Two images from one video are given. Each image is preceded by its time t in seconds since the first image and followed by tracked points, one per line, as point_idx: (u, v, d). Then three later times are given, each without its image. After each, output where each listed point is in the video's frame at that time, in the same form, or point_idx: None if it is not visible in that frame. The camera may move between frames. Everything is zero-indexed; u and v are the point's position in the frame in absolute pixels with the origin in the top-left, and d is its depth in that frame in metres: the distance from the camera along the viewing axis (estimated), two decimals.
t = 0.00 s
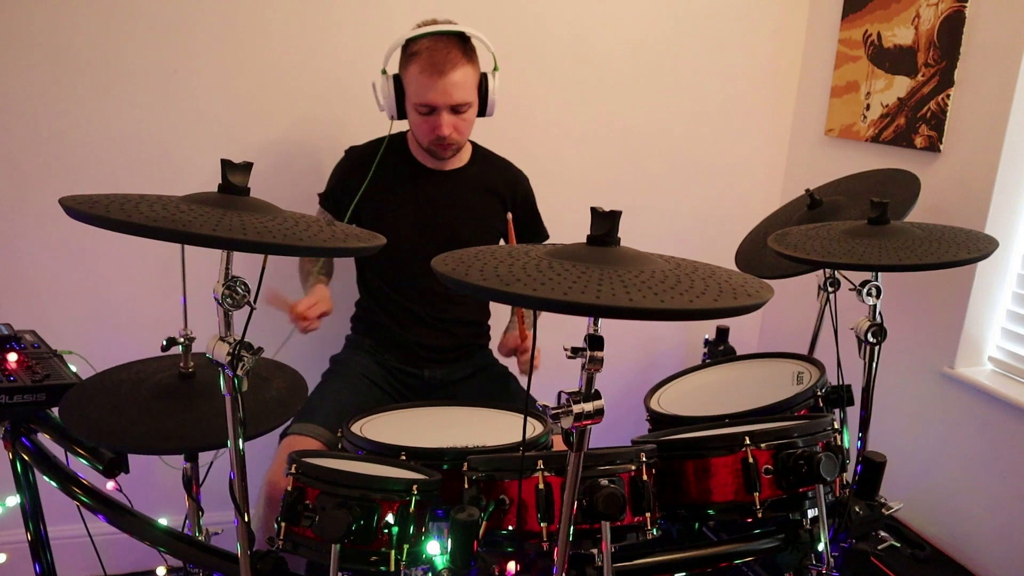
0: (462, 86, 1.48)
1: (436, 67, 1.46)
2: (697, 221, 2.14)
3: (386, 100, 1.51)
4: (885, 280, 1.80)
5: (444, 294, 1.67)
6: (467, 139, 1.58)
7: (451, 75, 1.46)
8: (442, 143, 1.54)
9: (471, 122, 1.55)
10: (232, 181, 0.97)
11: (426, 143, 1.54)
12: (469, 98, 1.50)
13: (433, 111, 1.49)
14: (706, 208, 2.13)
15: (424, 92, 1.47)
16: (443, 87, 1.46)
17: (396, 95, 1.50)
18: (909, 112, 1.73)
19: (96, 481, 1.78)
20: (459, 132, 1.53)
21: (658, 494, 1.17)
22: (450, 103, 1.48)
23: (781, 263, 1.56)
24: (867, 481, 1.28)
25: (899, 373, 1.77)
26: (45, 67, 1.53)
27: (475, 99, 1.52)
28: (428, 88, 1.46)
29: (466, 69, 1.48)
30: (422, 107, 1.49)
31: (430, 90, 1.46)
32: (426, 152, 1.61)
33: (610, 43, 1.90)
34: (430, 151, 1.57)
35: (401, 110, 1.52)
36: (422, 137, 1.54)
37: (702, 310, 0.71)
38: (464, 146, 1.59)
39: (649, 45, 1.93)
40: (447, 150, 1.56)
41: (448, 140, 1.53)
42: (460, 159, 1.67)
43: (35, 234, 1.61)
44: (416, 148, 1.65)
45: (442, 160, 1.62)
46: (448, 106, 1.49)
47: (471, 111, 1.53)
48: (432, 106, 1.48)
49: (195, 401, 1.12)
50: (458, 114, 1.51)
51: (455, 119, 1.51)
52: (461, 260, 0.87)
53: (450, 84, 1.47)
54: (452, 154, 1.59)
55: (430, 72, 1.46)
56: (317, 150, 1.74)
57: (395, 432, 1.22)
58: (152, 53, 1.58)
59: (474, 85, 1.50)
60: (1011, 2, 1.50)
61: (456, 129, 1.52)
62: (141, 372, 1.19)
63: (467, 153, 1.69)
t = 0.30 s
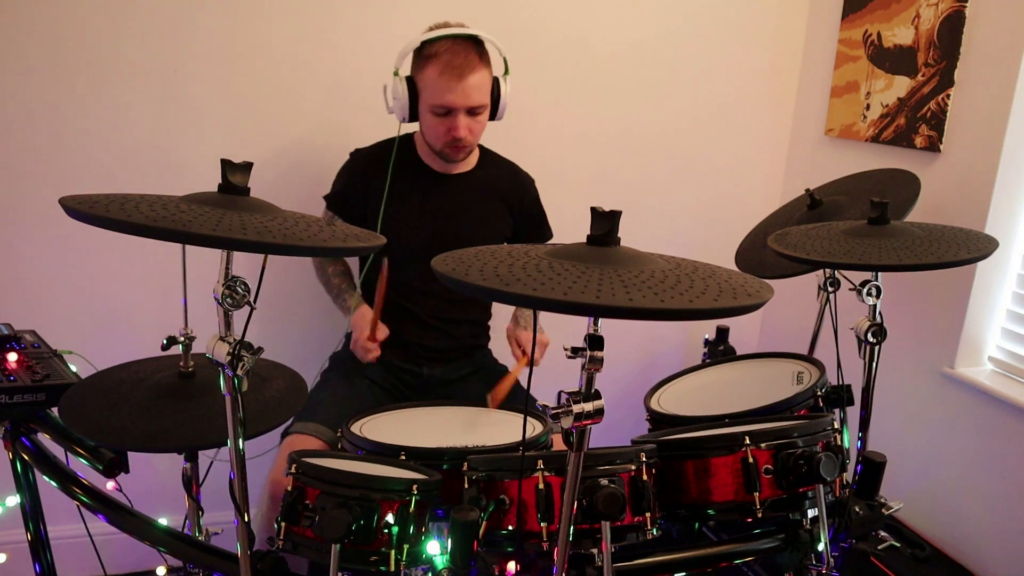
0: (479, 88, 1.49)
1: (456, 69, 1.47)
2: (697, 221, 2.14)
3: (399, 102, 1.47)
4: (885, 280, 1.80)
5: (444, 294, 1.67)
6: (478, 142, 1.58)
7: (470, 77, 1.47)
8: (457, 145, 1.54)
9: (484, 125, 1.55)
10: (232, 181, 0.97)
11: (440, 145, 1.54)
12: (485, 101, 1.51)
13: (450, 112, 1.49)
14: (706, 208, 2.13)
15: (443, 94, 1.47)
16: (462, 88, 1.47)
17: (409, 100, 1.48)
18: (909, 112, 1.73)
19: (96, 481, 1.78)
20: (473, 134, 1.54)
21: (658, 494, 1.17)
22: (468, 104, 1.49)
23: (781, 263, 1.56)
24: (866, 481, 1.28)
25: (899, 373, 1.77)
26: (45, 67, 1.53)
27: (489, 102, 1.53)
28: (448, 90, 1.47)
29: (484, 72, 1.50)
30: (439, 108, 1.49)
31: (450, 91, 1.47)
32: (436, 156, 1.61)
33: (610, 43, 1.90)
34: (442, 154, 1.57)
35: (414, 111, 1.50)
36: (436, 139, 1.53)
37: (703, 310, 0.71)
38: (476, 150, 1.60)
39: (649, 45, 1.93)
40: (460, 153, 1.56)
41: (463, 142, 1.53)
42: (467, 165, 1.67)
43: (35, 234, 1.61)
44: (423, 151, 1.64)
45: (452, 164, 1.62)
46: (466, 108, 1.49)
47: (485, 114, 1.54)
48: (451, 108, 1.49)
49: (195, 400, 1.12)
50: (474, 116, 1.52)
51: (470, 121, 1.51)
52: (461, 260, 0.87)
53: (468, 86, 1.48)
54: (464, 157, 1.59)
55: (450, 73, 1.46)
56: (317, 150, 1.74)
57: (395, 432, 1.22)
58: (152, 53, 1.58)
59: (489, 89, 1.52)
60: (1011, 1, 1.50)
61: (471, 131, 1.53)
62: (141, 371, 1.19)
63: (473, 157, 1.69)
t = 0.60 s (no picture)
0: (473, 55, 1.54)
1: (449, 40, 1.50)
2: (697, 221, 2.14)
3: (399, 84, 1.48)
4: (885, 280, 1.80)
5: (444, 294, 1.66)
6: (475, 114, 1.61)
7: (462, 44, 1.52)
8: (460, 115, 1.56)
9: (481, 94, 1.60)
10: (232, 181, 0.97)
11: (443, 118, 1.56)
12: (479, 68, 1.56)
13: (450, 81, 1.53)
14: (706, 208, 2.13)
15: (442, 63, 1.50)
16: (459, 55, 1.51)
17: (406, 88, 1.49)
18: (909, 112, 1.73)
19: (96, 481, 1.78)
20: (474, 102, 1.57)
21: (658, 494, 1.17)
22: (465, 71, 1.53)
23: (781, 263, 1.56)
24: (866, 481, 1.28)
25: (899, 373, 1.77)
26: (45, 67, 1.53)
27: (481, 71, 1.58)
28: (446, 59, 1.50)
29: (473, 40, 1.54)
30: (439, 78, 1.52)
31: (446, 60, 1.50)
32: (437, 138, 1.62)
33: (610, 43, 1.90)
34: (445, 130, 1.58)
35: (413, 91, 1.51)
36: (439, 113, 1.55)
37: (702, 309, 0.71)
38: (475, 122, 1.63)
39: (649, 45, 1.93)
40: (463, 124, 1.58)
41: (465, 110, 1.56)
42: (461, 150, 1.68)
43: (35, 234, 1.61)
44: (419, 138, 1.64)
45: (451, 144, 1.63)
46: (463, 75, 1.53)
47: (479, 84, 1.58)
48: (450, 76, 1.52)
49: (195, 400, 1.12)
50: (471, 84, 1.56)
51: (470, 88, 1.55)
52: (461, 260, 0.87)
53: (464, 53, 1.52)
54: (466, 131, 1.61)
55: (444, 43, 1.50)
56: (317, 150, 1.74)
57: (395, 433, 1.22)
58: (152, 53, 1.58)
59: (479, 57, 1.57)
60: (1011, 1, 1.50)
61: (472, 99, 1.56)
62: (141, 372, 1.19)
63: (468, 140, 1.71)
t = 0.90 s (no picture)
0: (455, 71, 1.48)
1: (430, 51, 1.47)
2: (697, 221, 2.14)
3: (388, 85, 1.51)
4: (885, 280, 1.80)
5: (444, 294, 1.66)
6: (462, 131, 1.56)
7: (445, 58, 1.47)
8: (433, 130, 1.53)
9: (465, 113, 1.54)
10: (232, 181, 0.97)
11: (418, 130, 1.54)
12: (462, 85, 1.50)
13: (425, 94, 1.50)
14: (706, 208, 2.13)
15: (417, 75, 1.48)
16: (435, 69, 1.47)
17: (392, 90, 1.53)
18: (909, 112, 1.73)
19: (96, 481, 1.78)
20: (451, 120, 1.52)
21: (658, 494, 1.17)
22: (440, 87, 1.48)
23: (781, 263, 1.56)
24: (866, 481, 1.28)
25: (899, 373, 1.77)
26: (45, 66, 1.53)
27: (469, 87, 1.51)
28: (421, 70, 1.47)
29: (464, 56, 1.49)
30: (415, 90, 1.50)
31: (422, 71, 1.47)
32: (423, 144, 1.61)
33: (610, 42, 1.90)
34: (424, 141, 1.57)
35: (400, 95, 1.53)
36: (415, 123, 1.54)
37: (703, 310, 0.71)
38: (458, 139, 1.58)
39: (649, 44, 1.93)
40: (440, 139, 1.55)
41: (438, 127, 1.52)
42: (460, 157, 1.66)
43: (35, 234, 1.61)
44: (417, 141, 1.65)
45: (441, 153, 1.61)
46: (439, 90, 1.49)
47: (466, 100, 1.53)
48: (425, 90, 1.49)
49: (195, 400, 1.12)
50: (451, 100, 1.51)
51: (446, 105, 1.51)
52: (461, 260, 0.87)
53: (442, 68, 1.47)
54: (446, 145, 1.58)
55: (426, 54, 1.46)
56: (317, 149, 1.74)
57: (395, 432, 1.22)
58: (152, 53, 1.58)
59: (469, 73, 1.50)
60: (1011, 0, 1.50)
61: (448, 116, 1.52)
62: (141, 371, 1.19)
63: (468, 151, 1.67)
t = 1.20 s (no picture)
0: (445, 91, 1.47)
1: (420, 72, 1.46)
2: (697, 221, 2.13)
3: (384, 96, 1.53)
4: (885, 281, 1.80)
5: (443, 294, 1.66)
6: (455, 146, 1.57)
7: (436, 79, 1.46)
8: (425, 147, 1.53)
9: (457, 129, 1.54)
10: (232, 182, 0.97)
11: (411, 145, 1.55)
12: (453, 105, 1.49)
13: (416, 113, 1.50)
14: (706, 208, 2.13)
15: (408, 94, 1.48)
16: (425, 90, 1.47)
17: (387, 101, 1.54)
18: (909, 112, 1.73)
19: (96, 481, 1.78)
20: (442, 138, 1.52)
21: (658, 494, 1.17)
22: (431, 107, 1.48)
23: (781, 263, 1.56)
24: (866, 481, 1.28)
25: (899, 373, 1.77)
26: (45, 66, 1.53)
27: (460, 106, 1.51)
28: (412, 91, 1.47)
29: (454, 76, 1.48)
30: (406, 108, 1.50)
31: (413, 92, 1.47)
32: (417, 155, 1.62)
33: (610, 42, 1.90)
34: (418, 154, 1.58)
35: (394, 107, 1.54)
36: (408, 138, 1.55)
37: (702, 310, 0.71)
38: (451, 153, 1.58)
39: (649, 45, 1.93)
40: (432, 154, 1.56)
41: (429, 145, 1.52)
42: (457, 164, 1.66)
43: (35, 234, 1.61)
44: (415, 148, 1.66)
45: (436, 164, 1.62)
46: (430, 110, 1.49)
47: (457, 118, 1.52)
48: (416, 109, 1.49)
49: (195, 400, 1.12)
50: (442, 119, 1.51)
51: (437, 124, 1.51)
52: (461, 261, 0.87)
53: (432, 88, 1.47)
54: (438, 159, 1.58)
55: (416, 75, 1.46)
56: (317, 150, 1.74)
57: (395, 432, 1.22)
58: (152, 53, 1.58)
59: (459, 92, 1.50)
60: (1011, 1, 1.50)
61: (439, 134, 1.52)
62: (141, 372, 1.19)
63: (464, 160, 1.67)
